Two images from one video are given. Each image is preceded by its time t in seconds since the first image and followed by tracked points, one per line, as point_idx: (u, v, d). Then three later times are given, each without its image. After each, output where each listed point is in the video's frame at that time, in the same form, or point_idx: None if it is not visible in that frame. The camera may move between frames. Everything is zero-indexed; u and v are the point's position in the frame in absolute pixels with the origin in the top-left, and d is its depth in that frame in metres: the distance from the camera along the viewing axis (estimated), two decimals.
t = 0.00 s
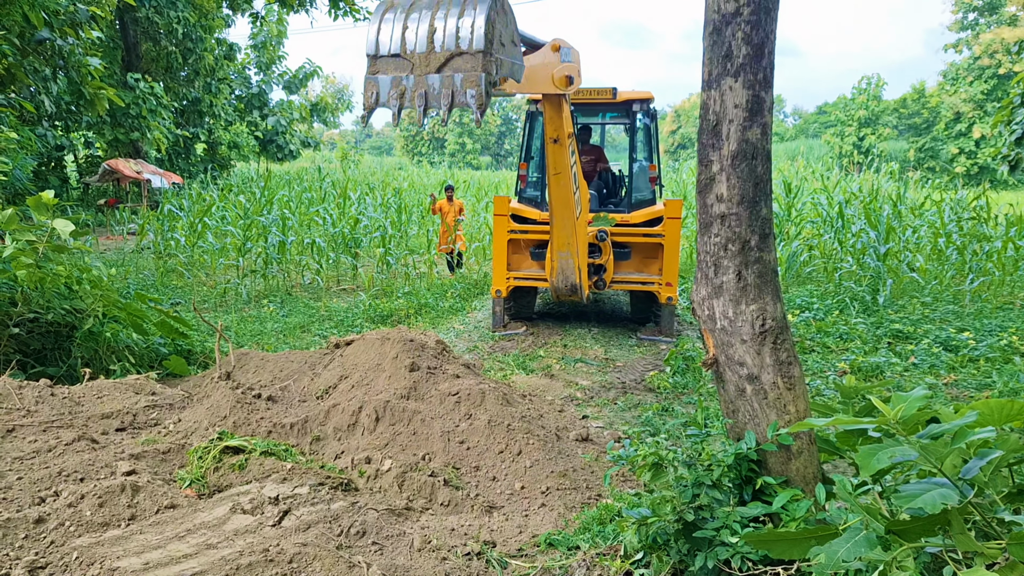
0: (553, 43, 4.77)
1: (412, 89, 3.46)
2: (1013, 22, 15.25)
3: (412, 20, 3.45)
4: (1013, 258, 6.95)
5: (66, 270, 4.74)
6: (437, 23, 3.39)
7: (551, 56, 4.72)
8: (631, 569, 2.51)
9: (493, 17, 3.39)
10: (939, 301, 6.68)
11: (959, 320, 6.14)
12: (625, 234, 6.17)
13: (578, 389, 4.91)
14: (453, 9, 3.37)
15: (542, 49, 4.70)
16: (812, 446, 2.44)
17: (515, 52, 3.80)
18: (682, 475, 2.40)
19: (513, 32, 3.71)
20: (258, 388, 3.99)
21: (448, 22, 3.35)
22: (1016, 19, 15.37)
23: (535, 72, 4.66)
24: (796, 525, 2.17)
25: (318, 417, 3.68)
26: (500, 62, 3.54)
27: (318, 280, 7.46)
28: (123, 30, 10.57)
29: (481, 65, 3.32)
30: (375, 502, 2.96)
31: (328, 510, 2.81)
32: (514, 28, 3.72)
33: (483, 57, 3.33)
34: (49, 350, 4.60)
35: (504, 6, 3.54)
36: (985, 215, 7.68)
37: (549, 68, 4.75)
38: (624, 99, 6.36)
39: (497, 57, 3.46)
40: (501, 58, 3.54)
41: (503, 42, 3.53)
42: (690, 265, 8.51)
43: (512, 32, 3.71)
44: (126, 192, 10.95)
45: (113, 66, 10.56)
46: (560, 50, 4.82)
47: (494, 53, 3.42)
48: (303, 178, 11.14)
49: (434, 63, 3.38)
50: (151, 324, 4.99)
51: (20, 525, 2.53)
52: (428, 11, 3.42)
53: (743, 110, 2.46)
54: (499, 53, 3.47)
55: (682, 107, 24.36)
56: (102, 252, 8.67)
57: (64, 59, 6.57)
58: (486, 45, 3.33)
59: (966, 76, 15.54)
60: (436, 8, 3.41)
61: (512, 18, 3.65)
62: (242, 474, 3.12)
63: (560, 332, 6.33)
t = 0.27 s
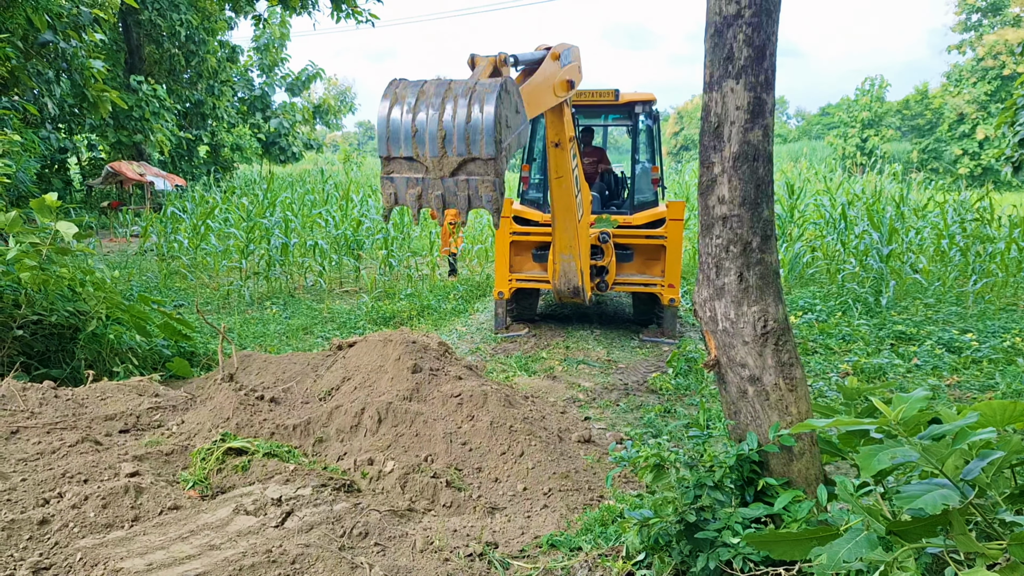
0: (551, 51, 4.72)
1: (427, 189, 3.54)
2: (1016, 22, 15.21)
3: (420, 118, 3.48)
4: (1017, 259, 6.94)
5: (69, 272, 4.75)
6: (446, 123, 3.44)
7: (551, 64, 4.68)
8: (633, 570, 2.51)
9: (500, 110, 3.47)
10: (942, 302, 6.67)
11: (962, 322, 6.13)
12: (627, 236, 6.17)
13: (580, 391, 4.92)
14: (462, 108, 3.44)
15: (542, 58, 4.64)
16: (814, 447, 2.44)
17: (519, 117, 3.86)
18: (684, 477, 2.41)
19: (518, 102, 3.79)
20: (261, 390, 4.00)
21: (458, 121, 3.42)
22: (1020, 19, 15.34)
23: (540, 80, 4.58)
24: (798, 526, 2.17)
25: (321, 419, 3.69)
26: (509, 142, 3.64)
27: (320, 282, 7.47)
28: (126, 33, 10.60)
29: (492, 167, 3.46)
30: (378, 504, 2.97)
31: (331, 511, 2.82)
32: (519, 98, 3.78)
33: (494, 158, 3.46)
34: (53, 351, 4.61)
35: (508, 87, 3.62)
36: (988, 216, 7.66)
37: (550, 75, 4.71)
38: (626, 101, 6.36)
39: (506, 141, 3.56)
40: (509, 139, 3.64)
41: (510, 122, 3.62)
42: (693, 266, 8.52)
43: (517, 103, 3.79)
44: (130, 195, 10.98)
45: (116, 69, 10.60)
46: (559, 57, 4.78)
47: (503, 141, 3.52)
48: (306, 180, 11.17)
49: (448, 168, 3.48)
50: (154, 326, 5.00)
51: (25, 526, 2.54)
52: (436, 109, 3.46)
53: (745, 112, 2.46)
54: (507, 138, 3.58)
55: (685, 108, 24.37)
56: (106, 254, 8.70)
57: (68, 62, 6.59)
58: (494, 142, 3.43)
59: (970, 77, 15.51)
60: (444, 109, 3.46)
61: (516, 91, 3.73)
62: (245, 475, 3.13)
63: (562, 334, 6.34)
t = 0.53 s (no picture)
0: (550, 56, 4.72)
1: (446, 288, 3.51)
2: (1017, 21, 15.20)
3: (428, 236, 3.38)
4: (1018, 258, 6.93)
5: (70, 274, 4.76)
6: (453, 244, 3.35)
7: (551, 69, 4.69)
8: (634, 569, 2.51)
9: (504, 224, 3.33)
10: (942, 301, 6.67)
11: (963, 320, 6.13)
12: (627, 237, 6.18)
13: (581, 391, 4.92)
14: (467, 231, 3.31)
15: (543, 66, 4.62)
16: (815, 446, 2.45)
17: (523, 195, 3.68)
18: (685, 476, 2.41)
19: (522, 185, 3.59)
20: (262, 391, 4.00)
21: (464, 243, 3.33)
22: (1021, 18, 15.32)
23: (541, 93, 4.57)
24: (799, 524, 2.17)
25: (322, 419, 3.69)
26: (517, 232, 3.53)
27: (321, 283, 7.48)
28: (126, 35, 10.62)
29: (501, 275, 3.40)
30: (379, 504, 2.98)
31: (332, 511, 2.82)
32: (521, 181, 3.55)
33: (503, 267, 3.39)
34: (54, 353, 4.63)
35: (509, 187, 3.41)
36: (989, 215, 7.66)
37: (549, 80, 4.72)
38: (626, 101, 6.36)
39: (511, 243, 3.44)
40: (516, 231, 3.51)
41: (515, 216, 3.47)
42: (693, 266, 8.53)
43: (521, 187, 3.60)
44: (130, 197, 10.99)
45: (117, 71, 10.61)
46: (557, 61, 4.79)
47: (509, 246, 3.40)
48: (306, 181, 11.18)
49: (464, 276, 3.43)
50: (154, 328, 5.00)
51: (27, 527, 2.54)
52: (441, 230, 3.34)
53: (744, 111, 2.47)
54: (513, 236, 3.47)
55: (685, 108, 24.36)
56: (107, 256, 8.71)
57: (68, 64, 6.61)
58: (501, 255, 3.34)
59: (970, 76, 15.49)
60: (450, 232, 3.34)
61: (518, 179, 3.50)
62: (246, 476, 3.14)
63: (563, 334, 6.34)
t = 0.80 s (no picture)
0: (548, 60, 4.73)
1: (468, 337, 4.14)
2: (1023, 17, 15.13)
3: (446, 305, 3.94)
4: None
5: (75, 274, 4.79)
6: (469, 314, 3.91)
7: (551, 72, 4.71)
8: (637, 566, 2.52)
9: (512, 293, 3.83)
10: (947, 299, 6.66)
11: (968, 319, 6.12)
12: (630, 235, 6.19)
13: (584, 390, 4.93)
14: (480, 304, 3.86)
15: (542, 73, 4.65)
16: (818, 443, 2.46)
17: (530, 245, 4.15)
18: (687, 473, 2.42)
19: (526, 243, 4.04)
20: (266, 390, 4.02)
21: (479, 312, 3.87)
22: None
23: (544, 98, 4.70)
24: (801, 521, 2.18)
25: (327, 418, 3.72)
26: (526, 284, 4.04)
27: (324, 283, 7.50)
28: (129, 35, 10.64)
29: (516, 330, 3.93)
30: (384, 501, 3.00)
31: (337, 508, 2.84)
32: (524, 241, 4.00)
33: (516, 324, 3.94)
34: (60, 353, 4.66)
35: (513, 257, 3.86)
36: (995, 213, 7.64)
37: (549, 83, 4.74)
38: (629, 99, 6.36)
39: (521, 299, 3.97)
40: (524, 285, 4.00)
41: (522, 276, 3.97)
42: (697, 265, 8.53)
43: (526, 244, 4.05)
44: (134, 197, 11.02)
45: (119, 71, 10.64)
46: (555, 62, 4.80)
47: (518, 304, 3.92)
48: (310, 181, 11.20)
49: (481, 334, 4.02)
50: (159, 327, 5.03)
51: (34, 524, 2.57)
52: (458, 303, 3.90)
53: (748, 107, 2.48)
54: (522, 292, 3.99)
55: (690, 106, 24.32)
56: (111, 256, 8.74)
57: (71, 64, 6.63)
58: (512, 317, 3.87)
59: (977, 72, 15.43)
60: (466, 305, 3.91)
61: (521, 243, 3.95)
62: (251, 474, 3.16)
63: (566, 333, 6.35)
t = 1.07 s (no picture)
0: (547, 62, 4.66)
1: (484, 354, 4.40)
2: None
3: (459, 336, 4.18)
4: None
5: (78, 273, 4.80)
6: (481, 344, 4.16)
7: (550, 75, 4.64)
8: (640, 563, 2.52)
9: (518, 324, 4.01)
10: (951, 297, 6.65)
11: (971, 316, 6.12)
12: (633, 233, 6.19)
13: (587, 388, 4.94)
14: (490, 336, 4.09)
15: (542, 77, 4.57)
16: (821, 441, 2.46)
17: (534, 265, 4.26)
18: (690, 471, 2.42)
19: (530, 269, 4.16)
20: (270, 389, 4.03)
21: (490, 343, 4.10)
22: None
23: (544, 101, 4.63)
24: (804, 519, 2.19)
25: (330, 416, 3.72)
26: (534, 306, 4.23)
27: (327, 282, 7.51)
28: (131, 34, 10.65)
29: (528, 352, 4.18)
30: (387, 500, 3.00)
31: (340, 506, 2.84)
32: (527, 269, 4.11)
33: (527, 346, 4.18)
34: (63, 352, 4.67)
35: (517, 291, 4.00)
36: (999, 210, 7.62)
37: (549, 86, 4.68)
38: (632, 97, 6.34)
39: (529, 322, 4.16)
40: (531, 308, 4.18)
41: (528, 303, 4.13)
42: (699, 263, 8.53)
43: (530, 270, 4.17)
44: (137, 196, 11.04)
45: (122, 70, 10.65)
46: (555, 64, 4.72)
47: (527, 330, 4.11)
48: (312, 180, 11.21)
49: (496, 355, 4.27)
50: (162, 326, 5.05)
51: (39, 523, 2.58)
52: (469, 335, 4.13)
53: (751, 104, 2.47)
54: (530, 315, 4.17)
55: (692, 104, 24.29)
56: (114, 255, 8.75)
57: (73, 64, 6.64)
58: (522, 343, 4.09)
59: (981, 69, 15.40)
60: (477, 336, 4.13)
61: (524, 274, 4.06)
62: (255, 472, 3.16)
63: (569, 332, 6.36)
